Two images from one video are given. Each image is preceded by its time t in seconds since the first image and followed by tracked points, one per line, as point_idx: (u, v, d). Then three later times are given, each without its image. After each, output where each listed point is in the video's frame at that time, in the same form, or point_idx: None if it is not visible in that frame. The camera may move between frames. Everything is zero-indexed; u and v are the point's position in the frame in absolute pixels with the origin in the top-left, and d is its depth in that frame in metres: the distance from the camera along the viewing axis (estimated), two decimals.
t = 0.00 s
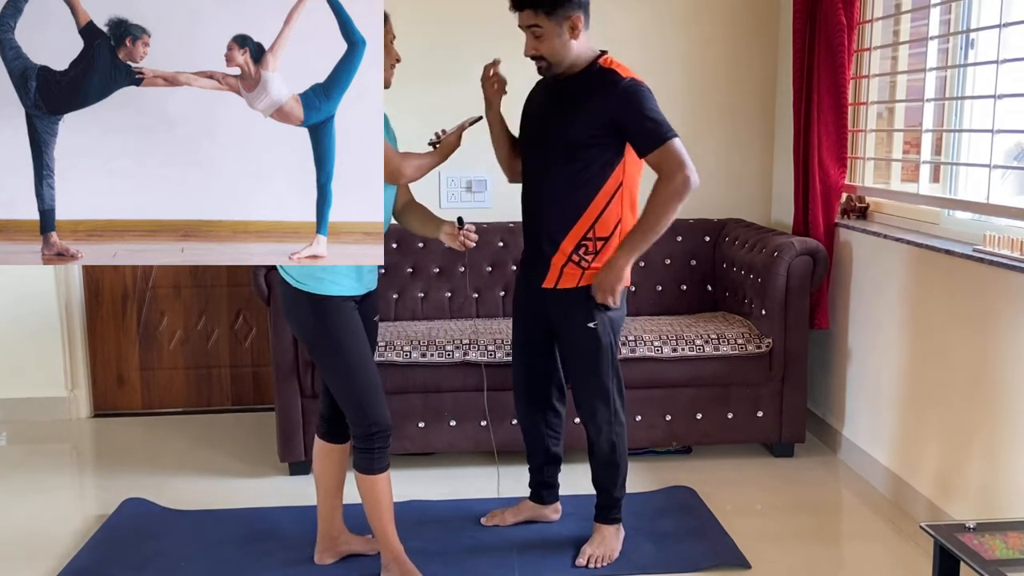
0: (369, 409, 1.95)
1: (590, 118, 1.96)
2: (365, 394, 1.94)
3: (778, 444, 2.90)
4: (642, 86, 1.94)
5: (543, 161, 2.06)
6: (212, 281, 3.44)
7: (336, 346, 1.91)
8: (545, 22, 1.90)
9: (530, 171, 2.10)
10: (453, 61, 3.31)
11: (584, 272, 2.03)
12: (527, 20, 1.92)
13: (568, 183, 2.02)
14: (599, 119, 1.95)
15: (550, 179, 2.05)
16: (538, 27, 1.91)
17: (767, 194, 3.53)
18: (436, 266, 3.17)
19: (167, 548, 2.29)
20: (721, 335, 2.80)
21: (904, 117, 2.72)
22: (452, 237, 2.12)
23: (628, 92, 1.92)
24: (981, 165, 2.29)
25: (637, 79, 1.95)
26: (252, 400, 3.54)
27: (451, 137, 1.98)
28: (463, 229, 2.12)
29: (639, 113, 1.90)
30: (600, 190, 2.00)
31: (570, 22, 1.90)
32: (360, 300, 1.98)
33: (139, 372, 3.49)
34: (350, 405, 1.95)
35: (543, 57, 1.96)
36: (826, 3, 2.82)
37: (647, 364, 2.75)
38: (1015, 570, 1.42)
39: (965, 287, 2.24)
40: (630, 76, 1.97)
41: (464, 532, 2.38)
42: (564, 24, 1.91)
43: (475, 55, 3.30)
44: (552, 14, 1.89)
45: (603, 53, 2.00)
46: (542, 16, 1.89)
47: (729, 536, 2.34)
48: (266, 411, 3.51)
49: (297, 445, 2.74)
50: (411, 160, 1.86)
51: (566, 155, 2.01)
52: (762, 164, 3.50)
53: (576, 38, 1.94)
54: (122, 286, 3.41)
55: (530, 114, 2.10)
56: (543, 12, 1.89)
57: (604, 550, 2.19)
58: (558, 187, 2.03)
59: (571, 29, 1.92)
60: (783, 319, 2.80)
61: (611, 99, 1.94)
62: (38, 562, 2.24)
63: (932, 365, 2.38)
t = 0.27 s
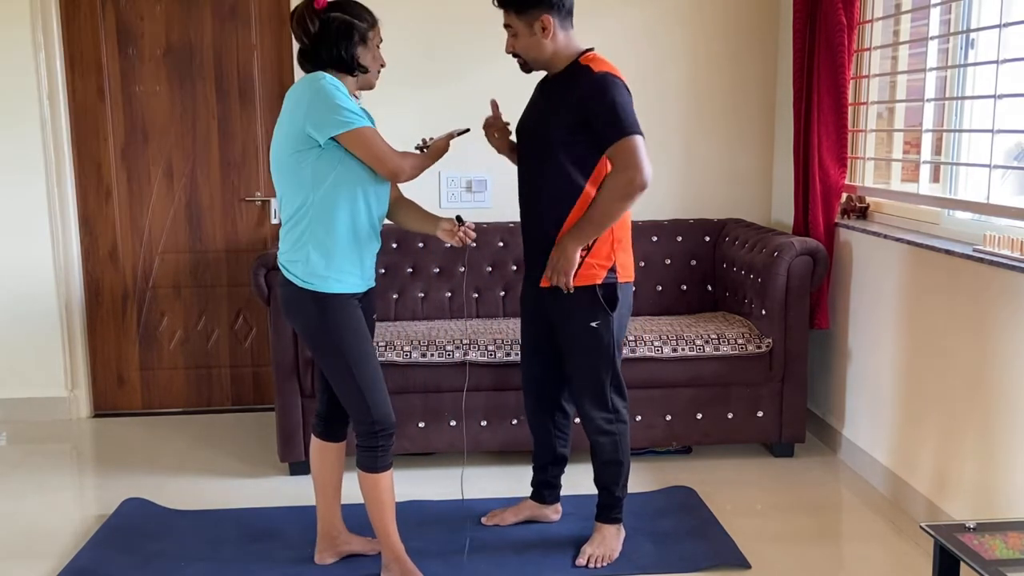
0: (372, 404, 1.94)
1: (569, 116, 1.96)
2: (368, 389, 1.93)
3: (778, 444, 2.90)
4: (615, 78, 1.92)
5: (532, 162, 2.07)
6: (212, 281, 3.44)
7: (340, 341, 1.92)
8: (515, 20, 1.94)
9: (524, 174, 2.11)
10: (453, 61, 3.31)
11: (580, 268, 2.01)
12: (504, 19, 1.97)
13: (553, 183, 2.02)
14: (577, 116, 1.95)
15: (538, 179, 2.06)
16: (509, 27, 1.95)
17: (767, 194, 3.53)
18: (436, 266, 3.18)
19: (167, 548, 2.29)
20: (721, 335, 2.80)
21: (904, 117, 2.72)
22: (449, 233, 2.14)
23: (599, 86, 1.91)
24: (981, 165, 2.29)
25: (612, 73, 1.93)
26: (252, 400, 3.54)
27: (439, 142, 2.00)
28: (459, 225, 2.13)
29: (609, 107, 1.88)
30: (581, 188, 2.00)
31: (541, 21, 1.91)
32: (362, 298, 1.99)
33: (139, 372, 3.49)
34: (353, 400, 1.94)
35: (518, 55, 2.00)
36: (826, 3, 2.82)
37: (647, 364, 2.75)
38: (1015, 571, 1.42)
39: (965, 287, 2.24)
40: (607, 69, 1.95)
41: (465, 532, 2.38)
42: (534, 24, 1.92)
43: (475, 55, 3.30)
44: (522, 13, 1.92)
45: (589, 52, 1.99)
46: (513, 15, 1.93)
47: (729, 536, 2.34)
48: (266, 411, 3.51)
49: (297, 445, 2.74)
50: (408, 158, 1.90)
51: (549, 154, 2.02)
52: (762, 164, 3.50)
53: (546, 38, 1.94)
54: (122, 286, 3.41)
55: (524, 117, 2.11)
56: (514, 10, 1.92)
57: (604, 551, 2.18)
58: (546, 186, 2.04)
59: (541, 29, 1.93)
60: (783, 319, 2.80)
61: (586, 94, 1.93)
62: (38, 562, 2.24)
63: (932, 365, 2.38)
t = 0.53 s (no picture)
0: (367, 403, 1.94)
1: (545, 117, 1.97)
2: (363, 388, 1.93)
3: (778, 444, 2.90)
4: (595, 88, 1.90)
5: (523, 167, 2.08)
6: (212, 281, 3.43)
7: (336, 339, 1.92)
8: (503, 29, 1.94)
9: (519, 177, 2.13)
10: (453, 61, 3.31)
11: (579, 273, 2.01)
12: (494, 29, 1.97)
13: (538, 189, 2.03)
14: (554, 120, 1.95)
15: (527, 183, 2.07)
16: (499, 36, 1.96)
17: (767, 194, 3.53)
18: (436, 266, 3.18)
19: (167, 548, 2.29)
20: (721, 335, 2.80)
21: (904, 117, 2.72)
22: (452, 227, 2.13)
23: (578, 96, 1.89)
24: (981, 165, 2.29)
25: (593, 81, 1.91)
26: (252, 400, 3.54)
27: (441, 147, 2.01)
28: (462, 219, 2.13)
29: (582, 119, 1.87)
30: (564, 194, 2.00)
31: (527, 28, 1.91)
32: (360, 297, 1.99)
33: (139, 372, 3.49)
34: (348, 398, 1.94)
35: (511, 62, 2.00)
36: (826, 3, 2.82)
37: (647, 364, 2.75)
38: (1015, 571, 1.42)
39: (965, 288, 2.24)
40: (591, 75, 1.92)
41: (465, 532, 2.38)
42: (522, 31, 1.92)
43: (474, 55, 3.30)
44: (509, 22, 1.92)
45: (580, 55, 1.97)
46: (501, 25, 1.94)
47: (728, 536, 2.34)
48: (266, 411, 3.51)
49: (297, 445, 2.74)
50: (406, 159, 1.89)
51: (534, 159, 2.02)
52: (762, 164, 3.50)
53: (534, 44, 1.93)
54: (122, 286, 3.41)
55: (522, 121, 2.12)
56: (501, 20, 1.93)
57: (604, 551, 2.18)
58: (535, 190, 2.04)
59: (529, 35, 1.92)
60: (783, 319, 2.80)
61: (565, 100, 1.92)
62: (39, 561, 2.24)
63: (932, 365, 2.38)
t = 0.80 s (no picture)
0: (362, 402, 1.94)
1: (535, 118, 1.97)
2: (358, 387, 1.93)
3: (778, 444, 2.90)
4: (580, 83, 1.89)
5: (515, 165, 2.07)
6: (212, 281, 3.44)
7: (332, 339, 1.92)
8: (504, 28, 1.93)
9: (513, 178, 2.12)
10: (453, 61, 3.31)
11: (561, 271, 2.01)
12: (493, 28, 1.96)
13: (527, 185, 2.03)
14: (543, 120, 1.95)
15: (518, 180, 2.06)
16: (498, 35, 1.95)
17: (767, 193, 3.53)
18: (436, 266, 3.18)
19: (167, 548, 2.29)
20: (721, 335, 2.80)
21: (904, 117, 2.72)
22: (451, 216, 2.12)
23: (563, 92, 1.89)
24: (982, 165, 2.29)
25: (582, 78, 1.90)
26: (252, 400, 3.53)
27: (434, 146, 2.00)
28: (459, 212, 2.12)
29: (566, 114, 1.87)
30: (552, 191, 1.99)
31: (529, 26, 1.90)
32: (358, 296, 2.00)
33: (139, 372, 3.49)
34: (343, 398, 1.95)
35: (510, 61, 1.99)
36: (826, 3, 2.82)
37: (647, 363, 2.75)
38: (1015, 570, 1.42)
39: (964, 288, 2.24)
40: (580, 72, 1.92)
41: (465, 532, 2.38)
42: (523, 29, 1.92)
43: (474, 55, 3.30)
44: (509, 21, 1.91)
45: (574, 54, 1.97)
46: (501, 23, 1.93)
47: (728, 536, 2.34)
48: (266, 411, 3.51)
49: (297, 445, 2.74)
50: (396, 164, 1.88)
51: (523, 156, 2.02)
52: (762, 164, 3.50)
53: (536, 42, 1.93)
54: (122, 286, 3.41)
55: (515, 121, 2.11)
56: (502, 19, 1.92)
57: (603, 551, 2.19)
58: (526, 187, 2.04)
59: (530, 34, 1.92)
60: (783, 319, 2.80)
61: (551, 98, 1.92)
62: (39, 561, 2.24)
63: (932, 365, 2.38)
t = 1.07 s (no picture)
0: (363, 401, 1.94)
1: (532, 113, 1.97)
2: (359, 387, 1.93)
3: (778, 444, 2.90)
4: (581, 77, 1.90)
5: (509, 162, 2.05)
6: (212, 281, 3.43)
7: (332, 337, 1.92)
8: (501, 22, 1.92)
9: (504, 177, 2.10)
10: (453, 61, 3.31)
11: (556, 264, 2.00)
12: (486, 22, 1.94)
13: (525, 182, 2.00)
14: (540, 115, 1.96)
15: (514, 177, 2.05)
16: (494, 29, 1.93)
17: (766, 194, 3.53)
18: (436, 266, 3.18)
19: (167, 548, 2.29)
20: (721, 335, 2.80)
21: (904, 117, 2.72)
22: (451, 225, 2.11)
23: (564, 86, 1.90)
24: (982, 165, 2.29)
25: (583, 71, 1.92)
26: (252, 400, 3.53)
27: (434, 137, 2.00)
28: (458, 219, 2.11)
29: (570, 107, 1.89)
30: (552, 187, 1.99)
31: (529, 22, 1.90)
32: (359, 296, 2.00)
33: (139, 372, 3.49)
34: (344, 397, 1.95)
35: (502, 56, 1.98)
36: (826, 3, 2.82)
37: (647, 363, 2.76)
38: (1015, 570, 1.42)
39: (964, 288, 2.24)
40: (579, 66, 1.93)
41: (465, 532, 2.38)
42: (521, 25, 1.91)
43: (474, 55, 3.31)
44: (508, 16, 1.90)
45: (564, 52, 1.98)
46: (499, 17, 1.91)
47: (729, 536, 2.34)
48: (266, 411, 3.50)
49: (297, 445, 2.74)
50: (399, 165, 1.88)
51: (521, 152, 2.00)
52: (762, 163, 3.50)
53: (533, 38, 1.93)
54: (122, 286, 3.42)
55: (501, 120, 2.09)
56: (500, 13, 1.90)
57: (578, 551, 2.18)
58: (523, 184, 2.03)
59: (526, 30, 1.91)
60: (783, 319, 2.80)
61: (551, 92, 1.92)
62: (39, 561, 2.24)
63: (932, 365, 2.38)
